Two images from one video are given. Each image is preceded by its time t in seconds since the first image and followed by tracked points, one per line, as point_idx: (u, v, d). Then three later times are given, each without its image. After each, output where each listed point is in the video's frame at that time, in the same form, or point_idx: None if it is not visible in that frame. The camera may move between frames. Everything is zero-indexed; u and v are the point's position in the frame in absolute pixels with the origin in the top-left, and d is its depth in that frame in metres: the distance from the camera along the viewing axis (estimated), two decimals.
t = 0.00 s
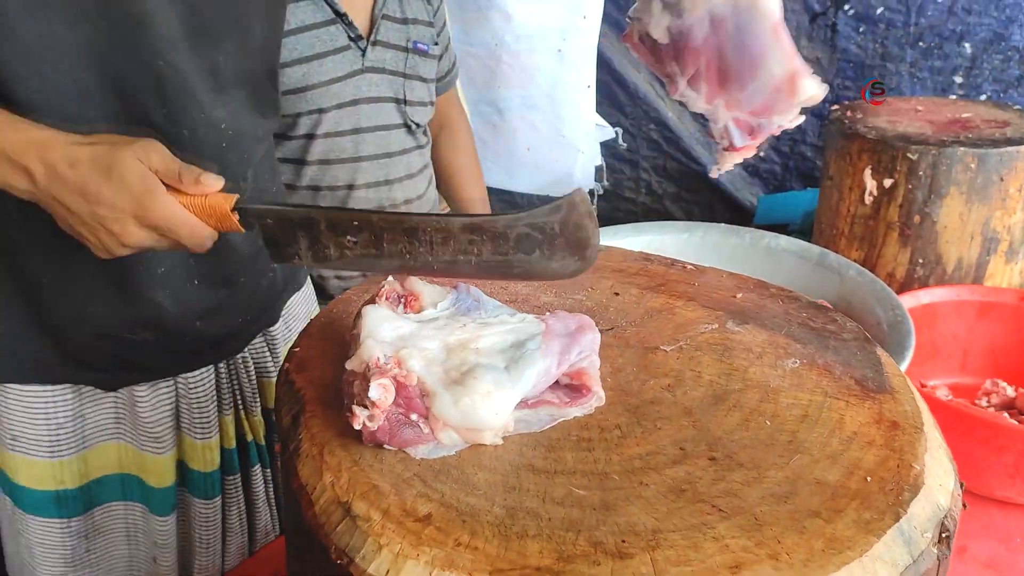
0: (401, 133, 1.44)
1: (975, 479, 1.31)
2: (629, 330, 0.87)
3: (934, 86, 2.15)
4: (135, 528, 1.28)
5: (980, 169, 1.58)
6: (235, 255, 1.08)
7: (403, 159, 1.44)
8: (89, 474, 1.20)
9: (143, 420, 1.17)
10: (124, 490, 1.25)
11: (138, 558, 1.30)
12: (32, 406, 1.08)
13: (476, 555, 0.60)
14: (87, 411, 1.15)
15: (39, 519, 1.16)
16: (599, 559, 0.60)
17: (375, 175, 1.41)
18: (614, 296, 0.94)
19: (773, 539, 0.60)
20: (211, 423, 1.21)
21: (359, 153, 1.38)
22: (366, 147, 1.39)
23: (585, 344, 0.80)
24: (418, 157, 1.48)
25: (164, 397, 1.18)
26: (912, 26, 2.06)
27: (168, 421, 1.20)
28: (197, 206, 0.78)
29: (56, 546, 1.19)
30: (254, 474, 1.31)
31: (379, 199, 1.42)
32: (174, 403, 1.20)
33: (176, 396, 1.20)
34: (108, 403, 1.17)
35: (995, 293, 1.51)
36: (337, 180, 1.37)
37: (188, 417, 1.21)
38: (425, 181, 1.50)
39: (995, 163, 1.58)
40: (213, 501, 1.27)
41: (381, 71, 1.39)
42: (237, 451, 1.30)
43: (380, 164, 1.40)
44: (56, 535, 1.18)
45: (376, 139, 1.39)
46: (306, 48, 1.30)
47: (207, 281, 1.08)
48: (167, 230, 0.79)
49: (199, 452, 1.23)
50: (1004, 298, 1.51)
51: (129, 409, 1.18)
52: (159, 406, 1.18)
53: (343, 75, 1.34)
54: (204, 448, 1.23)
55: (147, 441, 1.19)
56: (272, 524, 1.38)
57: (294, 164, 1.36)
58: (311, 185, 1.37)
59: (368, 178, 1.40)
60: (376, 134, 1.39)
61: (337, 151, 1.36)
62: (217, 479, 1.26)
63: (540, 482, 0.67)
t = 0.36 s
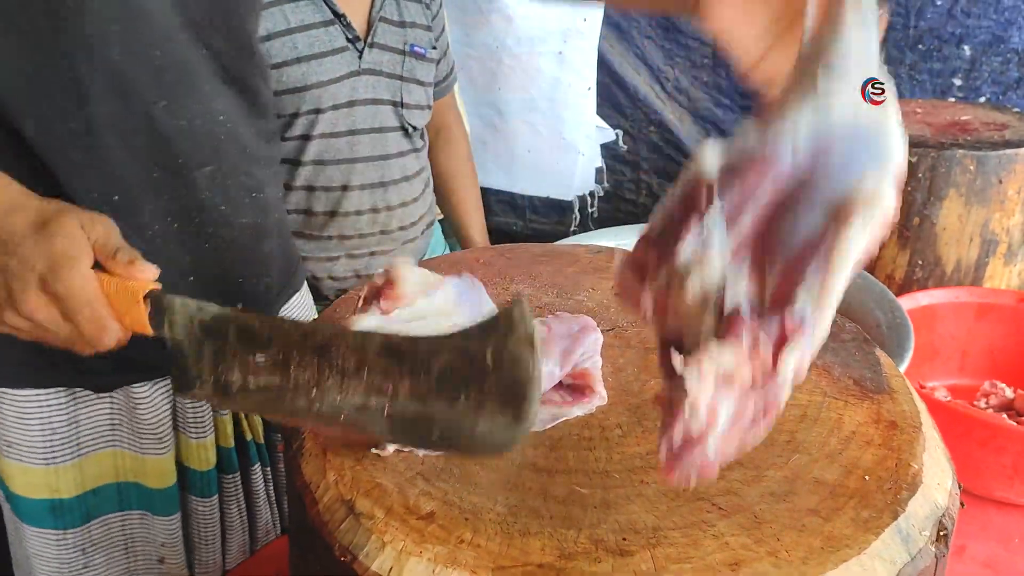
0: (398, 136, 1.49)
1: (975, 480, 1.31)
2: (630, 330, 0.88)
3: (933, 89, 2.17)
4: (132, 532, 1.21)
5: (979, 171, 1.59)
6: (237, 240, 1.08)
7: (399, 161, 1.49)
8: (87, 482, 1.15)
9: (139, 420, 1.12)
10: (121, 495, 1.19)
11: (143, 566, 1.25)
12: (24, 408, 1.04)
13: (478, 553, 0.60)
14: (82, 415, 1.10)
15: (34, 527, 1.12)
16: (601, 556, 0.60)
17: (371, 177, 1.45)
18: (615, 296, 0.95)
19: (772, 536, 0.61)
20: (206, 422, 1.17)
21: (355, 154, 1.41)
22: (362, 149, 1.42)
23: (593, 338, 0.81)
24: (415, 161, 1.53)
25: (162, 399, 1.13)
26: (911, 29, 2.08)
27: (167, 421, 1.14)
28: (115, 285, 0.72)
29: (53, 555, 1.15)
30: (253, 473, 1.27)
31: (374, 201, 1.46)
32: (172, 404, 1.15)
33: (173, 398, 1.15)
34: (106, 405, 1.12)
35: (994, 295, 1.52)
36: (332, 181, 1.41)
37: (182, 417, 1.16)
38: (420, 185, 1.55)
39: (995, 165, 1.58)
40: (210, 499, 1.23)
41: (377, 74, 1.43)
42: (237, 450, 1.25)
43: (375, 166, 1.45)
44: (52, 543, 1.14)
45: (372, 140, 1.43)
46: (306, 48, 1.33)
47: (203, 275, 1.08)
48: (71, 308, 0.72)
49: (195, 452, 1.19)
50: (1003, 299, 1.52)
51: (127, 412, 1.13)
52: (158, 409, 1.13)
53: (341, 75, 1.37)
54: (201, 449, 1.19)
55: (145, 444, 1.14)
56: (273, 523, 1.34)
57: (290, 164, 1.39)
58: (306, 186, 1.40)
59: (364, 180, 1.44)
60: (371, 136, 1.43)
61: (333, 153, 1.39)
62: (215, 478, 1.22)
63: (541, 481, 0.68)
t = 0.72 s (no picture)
0: (397, 132, 1.48)
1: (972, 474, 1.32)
2: (632, 324, 0.89)
3: (930, 83, 2.18)
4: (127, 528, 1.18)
5: (976, 166, 1.60)
6: (213, 224, 0.96)
7: (400, 158, 1.47)
8: (78, 482, 1.10)
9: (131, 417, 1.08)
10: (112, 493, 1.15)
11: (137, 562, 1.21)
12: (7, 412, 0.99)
13: (484, 545, 0.61)
14: (71, 415, 1.05)
15: (27, 530, 1.07)
16: (606, 548, 0.61)
17: (373, 174, 1.44)
18: (617, 290, 0.95)
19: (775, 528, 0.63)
20: (194, 414, 1.14)
21: (356, 151, 1.42)
22: (363, 146, 1.43)
23: (596, 348, 0.82)
24: (417, 158, 1.52)
25: (150, 393, 1.10)
26: (909, 23, 2.09)
27: (156, 414, 1.11)
28: (93, 314, 0.72)
29: (45, 558, 1.10)
30: (242, 464, 1.25)
31: (376, 198, 1.46)
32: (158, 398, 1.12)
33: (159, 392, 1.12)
34: (93, 404, 1.07)
35: (991, 289, 1.53)
36: (335, 178, 1.41)
37: (172, 411, 1.13)
38: (421, 180, 1.54)
39: (991, 160, 1.59)
40: (201, 492, 1.20)
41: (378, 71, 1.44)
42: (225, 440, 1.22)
43: (376, 163, 1.44)
44: (45, 545, 1.10)
45: (372, 138, 1.43)
46: (308, 45, 1.33)
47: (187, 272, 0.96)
48: (60, 342, 0.73)
49: (185, 445, 1.16)
50: (999, 293, 1.53)
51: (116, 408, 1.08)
52: (147, 403, 1.09)
53: (343, 72, 1.38)
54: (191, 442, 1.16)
55: (136, 440, 1.11)
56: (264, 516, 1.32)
57: (291, 162, 1.39)
58: (308, 184, 1.40)
59: (365, 177, 1.44)
60: (372, 134, 1.43)
61: (335, 150, 1.40)
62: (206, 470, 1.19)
63: (545, 474, 0.68)
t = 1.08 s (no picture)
0: (385, 121, 1.47)
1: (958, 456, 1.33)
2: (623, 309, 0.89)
3: (920, 69, 2.18)
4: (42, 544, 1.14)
5: (965, 151, 1.60)
6: (141, 220, 1.08)
7: (387, 148, 1.46)
8: None
9: (40, 419, 1.06)
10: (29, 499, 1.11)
11: None
12: None
13: (475, 528, 0.61)
14: None
15: None
16: (595, 530, 0.61)
17: (360, 162, 1.44)
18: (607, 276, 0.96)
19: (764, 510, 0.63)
20: (125, 419, 1.14)
21: (343, 141, 1.41)
22: (350, 135, 1.42)
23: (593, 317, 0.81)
24: (406, 146, 1.51)
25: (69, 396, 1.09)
26: (899, 9, 2.09)
27: (69, 419, 1.09)
28: (68, 323, 0.77)
29: None
30: (186, 473, 1.26)
31: (363, 187, 1.45)
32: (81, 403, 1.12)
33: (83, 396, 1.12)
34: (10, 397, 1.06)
35: (979, 274, 1.54)
36: (320, 169, 1.41)
37: (99, 413, 1.13)
38: (411, 169, 1.53)
39: (981, 146, 1.60)
40: (140, 501, 1.20)
41: (360, 59, 1.41)
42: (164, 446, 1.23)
43: (365, 151, 1.44)
44: None
45: (358, 127, 1.43)
46: (290, 33, 1.31)
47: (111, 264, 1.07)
48: (40, 351, 0.79)
49: (119, 451, 1.16)
50: (987, 278, 1.54)
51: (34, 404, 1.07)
52: (65, 403, 1.09)
53: (325, 62, 1.36)
54: (122, 449, 1.16)
55: (50, 439, 1.08)
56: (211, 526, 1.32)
57: (276, 151, 1.39)
58: (293, 173, 1.41)
59: (352, 166, 1.43)
60: (357, 122, 1.42)
61: (321, 139, 1.39)
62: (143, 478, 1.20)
63: (536, 457, 0.68)
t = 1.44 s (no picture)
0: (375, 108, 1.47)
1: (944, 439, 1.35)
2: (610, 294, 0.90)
3: (910, 56, 2.19)
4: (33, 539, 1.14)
5: (953, 137, 1.61)
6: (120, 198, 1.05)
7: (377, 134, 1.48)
8: None
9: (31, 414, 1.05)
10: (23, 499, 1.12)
11: None
12: None
13: (463, 509, 0.62)
14: None
15: None
16: (581, 511, 0.62)
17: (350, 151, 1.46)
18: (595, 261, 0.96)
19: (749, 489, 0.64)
20: (115, 407, 1.15)
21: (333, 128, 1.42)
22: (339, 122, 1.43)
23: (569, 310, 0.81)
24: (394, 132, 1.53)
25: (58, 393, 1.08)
26: None
27: (59, 410, 1.09)
28: (41, 324, 0.76)
29: None
30: (163, 461, 1.26)
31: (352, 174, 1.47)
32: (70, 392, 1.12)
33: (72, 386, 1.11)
34: None
35: (965, 259, 1.56)
36: (309, 156, 1.43)
37: (88, 401, 1.13)
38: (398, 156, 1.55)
39: (968, 131, 1.61)
40: (126, 488, 1.20)
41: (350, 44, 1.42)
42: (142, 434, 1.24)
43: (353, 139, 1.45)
44: None
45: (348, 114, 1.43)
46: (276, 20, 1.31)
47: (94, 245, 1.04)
48: (18, 354, 0.79)
49: (108, 437, 1.16)
50: (974, 263, 1.55)
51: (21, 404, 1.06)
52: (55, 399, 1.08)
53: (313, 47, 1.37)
54: (111, 434, 1.16)
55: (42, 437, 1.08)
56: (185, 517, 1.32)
57: (264, 139, 1.40)
58: (283, 161, 1.42)
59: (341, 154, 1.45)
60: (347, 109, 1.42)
61: (311, 128, 1.41)
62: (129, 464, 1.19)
63: (522, 440, 0.69)
